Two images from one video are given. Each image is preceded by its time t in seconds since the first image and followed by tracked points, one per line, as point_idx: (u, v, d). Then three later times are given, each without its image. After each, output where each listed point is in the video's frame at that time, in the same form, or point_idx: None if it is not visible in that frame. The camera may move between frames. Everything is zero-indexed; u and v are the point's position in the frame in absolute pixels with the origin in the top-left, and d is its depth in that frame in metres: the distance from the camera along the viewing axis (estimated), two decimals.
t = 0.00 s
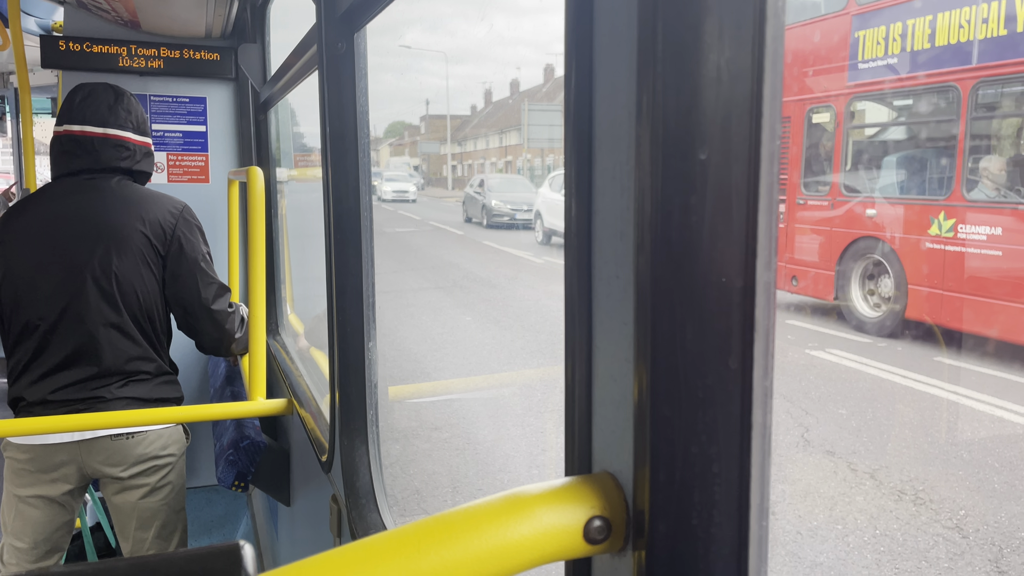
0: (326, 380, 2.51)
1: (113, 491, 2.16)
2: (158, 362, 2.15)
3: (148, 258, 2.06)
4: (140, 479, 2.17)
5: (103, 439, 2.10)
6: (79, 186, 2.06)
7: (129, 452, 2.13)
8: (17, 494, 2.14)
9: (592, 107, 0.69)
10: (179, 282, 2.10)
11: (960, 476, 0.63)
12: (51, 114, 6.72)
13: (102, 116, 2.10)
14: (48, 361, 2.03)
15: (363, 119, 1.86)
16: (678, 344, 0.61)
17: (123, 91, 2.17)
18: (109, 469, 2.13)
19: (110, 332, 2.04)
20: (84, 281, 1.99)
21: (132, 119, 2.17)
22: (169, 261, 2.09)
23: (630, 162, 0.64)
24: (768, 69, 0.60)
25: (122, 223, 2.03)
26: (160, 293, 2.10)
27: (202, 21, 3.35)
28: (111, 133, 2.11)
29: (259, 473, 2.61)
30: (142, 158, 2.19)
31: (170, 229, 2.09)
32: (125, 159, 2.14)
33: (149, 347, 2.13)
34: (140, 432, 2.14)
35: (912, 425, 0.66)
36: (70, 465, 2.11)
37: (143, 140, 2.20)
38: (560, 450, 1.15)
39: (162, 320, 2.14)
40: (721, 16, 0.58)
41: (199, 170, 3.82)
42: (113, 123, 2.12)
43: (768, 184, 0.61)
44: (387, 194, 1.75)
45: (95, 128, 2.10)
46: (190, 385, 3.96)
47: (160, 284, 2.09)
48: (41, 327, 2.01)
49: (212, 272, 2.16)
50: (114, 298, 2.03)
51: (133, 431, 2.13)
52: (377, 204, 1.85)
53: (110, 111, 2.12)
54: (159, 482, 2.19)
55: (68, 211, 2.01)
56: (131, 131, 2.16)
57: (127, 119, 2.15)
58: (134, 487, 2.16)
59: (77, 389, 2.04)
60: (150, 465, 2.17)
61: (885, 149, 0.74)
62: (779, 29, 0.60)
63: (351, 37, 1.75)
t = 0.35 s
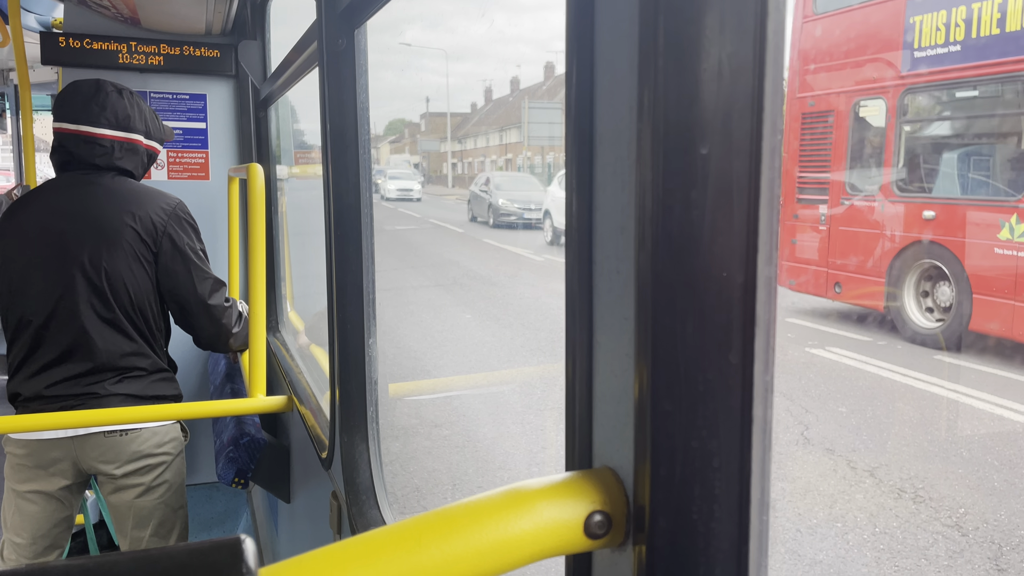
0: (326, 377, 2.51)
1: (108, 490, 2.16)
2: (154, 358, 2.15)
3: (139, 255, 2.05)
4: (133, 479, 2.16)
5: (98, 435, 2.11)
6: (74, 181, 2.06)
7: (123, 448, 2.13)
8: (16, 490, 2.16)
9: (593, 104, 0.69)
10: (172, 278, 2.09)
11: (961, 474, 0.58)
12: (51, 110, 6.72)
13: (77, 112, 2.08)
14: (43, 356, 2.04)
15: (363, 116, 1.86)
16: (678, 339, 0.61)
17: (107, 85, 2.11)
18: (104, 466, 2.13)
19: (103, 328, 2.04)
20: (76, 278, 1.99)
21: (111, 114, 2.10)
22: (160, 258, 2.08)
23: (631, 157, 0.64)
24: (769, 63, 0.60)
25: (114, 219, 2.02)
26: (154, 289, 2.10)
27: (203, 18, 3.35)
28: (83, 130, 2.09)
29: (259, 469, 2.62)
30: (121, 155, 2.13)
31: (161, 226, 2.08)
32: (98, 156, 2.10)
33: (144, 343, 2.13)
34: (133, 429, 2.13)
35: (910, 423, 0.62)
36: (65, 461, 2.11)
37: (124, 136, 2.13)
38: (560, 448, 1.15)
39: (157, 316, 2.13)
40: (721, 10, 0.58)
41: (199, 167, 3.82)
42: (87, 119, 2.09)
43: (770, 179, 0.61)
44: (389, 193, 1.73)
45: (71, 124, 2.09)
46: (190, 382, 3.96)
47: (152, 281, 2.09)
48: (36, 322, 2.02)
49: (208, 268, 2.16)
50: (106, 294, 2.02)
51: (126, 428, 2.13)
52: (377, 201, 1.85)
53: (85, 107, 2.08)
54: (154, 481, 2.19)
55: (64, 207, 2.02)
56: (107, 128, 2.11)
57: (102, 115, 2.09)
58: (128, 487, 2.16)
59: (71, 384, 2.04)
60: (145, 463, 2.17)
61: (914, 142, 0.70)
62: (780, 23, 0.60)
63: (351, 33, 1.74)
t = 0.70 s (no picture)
0: (326, 374, 2.52)
1: (115, 490, 2.16)
2: (160, 355, 2.15)
3: (145, 253, 2.04)
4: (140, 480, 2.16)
5: (104, 432, 2.11)
6: (86, 180, 2.06)
7: (128, 448, 2.13)
8: (22, 487, 2.15)
9: (594, 103, 0.69)
10: (178, 278, 2.09)
11: (961, 472, 0.59)
12: (51, 107, 6.70)
13: (81, 111, 2.10)
14: (49, 353, 2.04)
15: (363, 113, 1.86)
16: (679, 337, 0.61)
17: (115, 85, 2.12)
18: (111, 465, 2.13)
19: (109, 325, 2.04)
20: (83, 275, 1.99)
21: (113, 113, 2.10)
22: (167, 257, 2.07)
23: (632, 155, 0.64)
24: (771, 60, 0.59)
25: (121, 217, 2.02)
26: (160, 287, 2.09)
27: (203, 15, 3.35)
28: (85, 129, 2.10)
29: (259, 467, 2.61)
30: (122, 153, 2.12)
31: (168, 225, 2.07)
32: (101, 155, 2.11)
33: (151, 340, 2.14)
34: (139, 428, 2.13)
35: (911, 422, 0.63)
36: (72, 458, 2.12)
37: (126, 136, 2.12)
38: (561, 445, 1.15)
39: (163, 314, 2.13)
40: (723, 7, 0.57)
41: (199, 164, 3.82)
42: (90, 119, 2.09)
43: (772, 176, 0.61)
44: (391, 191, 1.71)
45: (76, 124, 2.11)
46: (190, 379, 3.96)
47: (159, 280, 2.08)
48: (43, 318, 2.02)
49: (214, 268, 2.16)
50: (112, 291, 2.02)
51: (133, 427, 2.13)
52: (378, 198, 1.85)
53: (90, 107, 2.09)
54: (160, 481, 2.19)
55: (72, 204, 2.02)
56: (109, 127, 2.10)
57: (104, 114, 2.10)
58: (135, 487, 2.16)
59: (78, 381, 2.04)
60: (151, 462, 2.17)
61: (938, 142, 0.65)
62: (782, 19, 0.59)
63: (352, 30, 1.74)
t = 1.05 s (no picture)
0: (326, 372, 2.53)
1: (137, 486, 2.17)
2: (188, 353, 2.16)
3: (179, 251, 2.07)
4: (164, 475, 2.18)
5: (132, 430, 2.11)
6: (115, 179, 2.06)
7: (156, 443, 2.14)
8: (39, 480, 2.12)
9: (596, 101, 0.69)
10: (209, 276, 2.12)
11: (962, 470, 0.58)
12: (52, 105, 6.70)
13: (110, 111, 2.08)
14: (79, 349, 2.03)
15: (364, 111, 1.86)
16: (681, 335, 0.61)
17: (143, 84, 2.09)
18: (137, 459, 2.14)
19: (142, 323, 2.06)
20: (118, 273, 2.01)
21: (141, 114, 2.09)
22: (200, 255, 2.11)
23: (635, 152, 0.64)
24: (775, 56, 0.59)
25: (156, 215, 2.04)
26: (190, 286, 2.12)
27: (203, 13, 3.34)
28: (114, 129, 2.08)
29: (259, 465, 2.61)
30: (150, 153, 2.12)
31: (202, 224, 2.10)
32: (130, 156, 2.10)
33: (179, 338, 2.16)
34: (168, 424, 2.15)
35: (913, 420, 0.60)
36: (96, 453, 2.11)
37: (155, 136, 2.11)
38: (561, 444, 1.15)
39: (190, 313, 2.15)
40: (726, 5, 0.57)
41: (200, 162, 3.82)
42: (119, 119, 2.08)
43: (774, 173, 0.61)
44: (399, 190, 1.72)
45: (104, 124, 2.09)
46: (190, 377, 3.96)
47: (189, 278, 2.11)
48: (73, 315, 2.01)
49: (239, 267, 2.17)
50: (147, 289, 2.04)
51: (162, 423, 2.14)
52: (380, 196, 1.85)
53: (118, 106, 2.08)
54: (182, 477, 2.21)
55: (105, 202, 2.02)
56: (137, 127, 2.09)
57: (133, 114, 2.08)
58: (158, 482, 2.18)
59: (110, 378, 2.04)
60: (175, 458, 2.18)
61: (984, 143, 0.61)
62: (785, 15, 0.59)
63: (353, 27, 1.74)
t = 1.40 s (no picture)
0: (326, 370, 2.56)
1: (116, 482, 2.17)
2: (165, 349, 2.15)
3: (151, 245, 2.05)
4: (141, 470, 2.17)
5: (106, 424, 2.11)
6: (90, 173, 2.06)
7: (131, 438, 2.13)
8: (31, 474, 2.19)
9: (597, 99, 0.70)
10: (184, 270, 2.09)
11: (963, 469, 0.57)
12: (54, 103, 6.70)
13: (84, 104, 2.09)
14: (56, 343, 2.05)
15: (365, 109, 1.86)
16: (681, 329, 0.61)
17: (116, 77, 2.10)
18: (113, 455, 2.14)
19: (114, 318, 2.06)
20: (89, 268, 2.01)
21: (115, 106, 2.09)
22: (172, 249, 2.08)
23: (634, 149, 0.64)
24: (774, 52, 0.59)
25: (127, 210, 2.03)
26: (165, 281, 2.10)
27: (204, 10, 3.35)
28: (88, 122, 2.09)
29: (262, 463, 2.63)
30: (126, 146, 2.12)
31: (174, 218, 2.08)
32: (106, 149, 2.10)
33: (156, 333, 2.14)
34: (142, 419, 2.14)
35: (912, 419, 0.59)
36: (72, 447, 2.13)
37: (130, 128, 2.12)
38: (561, 442, 1.15)
39: (168, 307, 2.14)
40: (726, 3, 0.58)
41: (200, 160, 3.83)
42: (93, 113, 2.08)
43: (774, 169, 0.61)
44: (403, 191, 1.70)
45: (78, 118, 2.10)
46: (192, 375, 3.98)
47: (164, 273, 2.09)
48: (48, 309, 2.03)
49: (217, 260, 2.17)
50: (119, 284, 2.03)
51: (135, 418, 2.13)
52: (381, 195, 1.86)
53: (92, 99, 2.09)
54: (161, 473, 2.19)
55: (77, 196, 2.02)
56: (111, 120, 2.10)
57: (106, 107, 2.09)
58: (136, 477, 2.17)
59: (83, 372, 2.06)
60: (152, 454, 2.17)
61: None
62: (785, 12, 0.59)
63: (354, 24, 1.73)
